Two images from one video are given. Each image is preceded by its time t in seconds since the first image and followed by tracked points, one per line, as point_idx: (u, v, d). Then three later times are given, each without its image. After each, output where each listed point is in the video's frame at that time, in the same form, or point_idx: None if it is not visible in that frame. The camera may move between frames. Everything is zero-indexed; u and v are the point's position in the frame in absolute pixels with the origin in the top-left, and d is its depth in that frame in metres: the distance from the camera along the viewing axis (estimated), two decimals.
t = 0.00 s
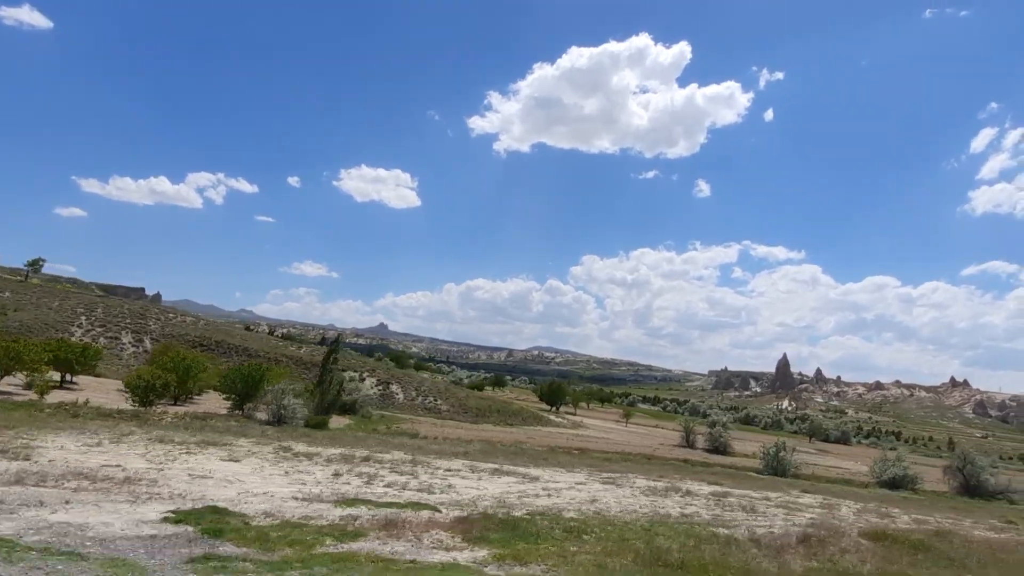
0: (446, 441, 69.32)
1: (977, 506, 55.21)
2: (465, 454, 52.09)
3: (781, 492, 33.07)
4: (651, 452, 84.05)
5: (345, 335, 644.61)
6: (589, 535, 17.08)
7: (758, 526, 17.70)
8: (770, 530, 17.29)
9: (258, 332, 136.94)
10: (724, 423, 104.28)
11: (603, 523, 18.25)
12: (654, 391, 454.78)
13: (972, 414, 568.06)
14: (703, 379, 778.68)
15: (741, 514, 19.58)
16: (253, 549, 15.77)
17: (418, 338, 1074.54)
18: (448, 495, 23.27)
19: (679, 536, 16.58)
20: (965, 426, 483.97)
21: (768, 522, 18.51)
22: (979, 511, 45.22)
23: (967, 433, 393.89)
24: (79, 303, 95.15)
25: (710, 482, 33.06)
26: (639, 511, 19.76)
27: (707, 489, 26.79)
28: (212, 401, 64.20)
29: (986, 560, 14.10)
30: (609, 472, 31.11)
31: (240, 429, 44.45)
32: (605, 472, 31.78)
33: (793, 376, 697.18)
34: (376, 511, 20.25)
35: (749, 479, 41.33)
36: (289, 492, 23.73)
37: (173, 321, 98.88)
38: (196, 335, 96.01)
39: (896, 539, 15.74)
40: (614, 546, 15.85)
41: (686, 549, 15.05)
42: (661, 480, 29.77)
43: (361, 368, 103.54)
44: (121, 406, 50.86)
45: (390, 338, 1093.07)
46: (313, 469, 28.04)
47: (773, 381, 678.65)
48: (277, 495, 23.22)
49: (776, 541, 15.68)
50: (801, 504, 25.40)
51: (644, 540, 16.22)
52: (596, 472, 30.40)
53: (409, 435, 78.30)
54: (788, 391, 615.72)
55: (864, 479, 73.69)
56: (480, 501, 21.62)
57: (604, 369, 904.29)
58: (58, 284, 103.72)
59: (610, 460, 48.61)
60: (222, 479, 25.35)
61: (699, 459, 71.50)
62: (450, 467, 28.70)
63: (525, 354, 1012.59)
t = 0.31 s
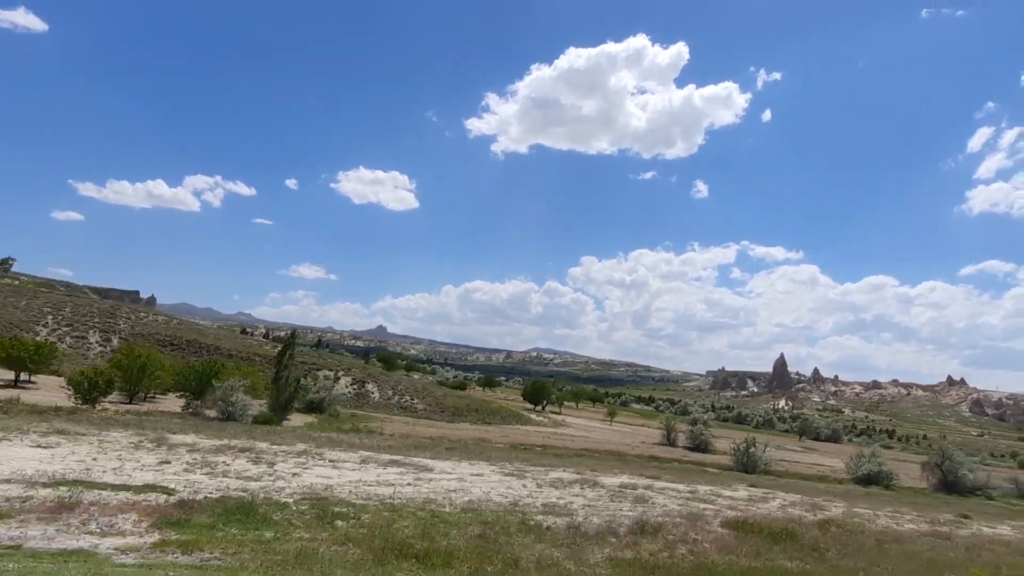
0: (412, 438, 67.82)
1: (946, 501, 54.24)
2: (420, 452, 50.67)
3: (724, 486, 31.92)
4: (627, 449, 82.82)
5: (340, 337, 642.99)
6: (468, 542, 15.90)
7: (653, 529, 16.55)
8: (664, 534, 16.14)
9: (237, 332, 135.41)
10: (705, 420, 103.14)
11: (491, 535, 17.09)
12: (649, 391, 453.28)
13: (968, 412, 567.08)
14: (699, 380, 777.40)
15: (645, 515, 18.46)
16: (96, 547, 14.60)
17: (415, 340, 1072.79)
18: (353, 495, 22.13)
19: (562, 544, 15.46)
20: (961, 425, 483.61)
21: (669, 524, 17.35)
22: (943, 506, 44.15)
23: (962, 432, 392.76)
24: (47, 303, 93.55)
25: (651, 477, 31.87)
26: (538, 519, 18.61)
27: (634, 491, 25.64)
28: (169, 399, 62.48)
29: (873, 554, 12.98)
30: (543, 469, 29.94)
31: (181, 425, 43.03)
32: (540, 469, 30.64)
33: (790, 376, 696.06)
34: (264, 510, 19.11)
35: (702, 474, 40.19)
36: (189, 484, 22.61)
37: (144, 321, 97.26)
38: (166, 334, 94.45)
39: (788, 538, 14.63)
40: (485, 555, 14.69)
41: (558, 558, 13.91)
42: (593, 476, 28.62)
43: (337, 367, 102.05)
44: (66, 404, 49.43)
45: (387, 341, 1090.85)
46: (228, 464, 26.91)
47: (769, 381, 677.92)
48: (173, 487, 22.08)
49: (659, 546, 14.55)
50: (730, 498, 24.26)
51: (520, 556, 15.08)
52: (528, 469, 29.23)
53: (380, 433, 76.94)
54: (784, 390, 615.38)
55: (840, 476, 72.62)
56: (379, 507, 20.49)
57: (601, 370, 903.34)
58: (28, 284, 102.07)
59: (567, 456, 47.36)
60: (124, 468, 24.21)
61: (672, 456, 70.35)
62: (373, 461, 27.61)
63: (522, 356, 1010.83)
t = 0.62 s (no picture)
0: (381, 437, 66.54)
1: (919, 492, 53.19)
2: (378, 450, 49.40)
3: (668, 478, 30.76)
4: (606, 446, 81.63)
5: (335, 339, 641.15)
6: (323, 531, 14.64)
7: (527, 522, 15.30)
8: (532, 527, 14.90)
9: (217, 334, 134.47)
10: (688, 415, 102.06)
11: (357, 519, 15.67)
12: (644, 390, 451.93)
13: (965, 406, 567.05)
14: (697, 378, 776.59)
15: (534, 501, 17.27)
16: None
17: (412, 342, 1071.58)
18: (243, 483, 20.87)
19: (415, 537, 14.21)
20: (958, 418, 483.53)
21: (549, 511, 16.13)
22: (909, 497, 43.06)
23: (958, 425, 392.21)
24: (17, 306, 92.33)
25: (591, 469, 30.72)
26: (422, 507, 17.45)
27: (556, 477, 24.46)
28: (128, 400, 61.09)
29: (732, 540, 11.78)
30: (473, 460, 28.73)
31: (123, 424, 41.76)
32: (472, 459, 29.44)
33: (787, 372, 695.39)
34: (135, 497, 17.99)
35: (656, 468, 39.06)
36: (83, 468, 21.41)
37: (117, 323, 96.04)
38: (139, 337, 93.18)
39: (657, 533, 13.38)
40: (330, 541, 13.56)
41: (396, 550, 12.75)
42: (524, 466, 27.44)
43: (314, 367, 100.69)
44: (13, 406, 48.09)
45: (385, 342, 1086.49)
46: (140, 446, 25.92)
47: (766, 378, 677.13)
48: (56, 470, 20.92)
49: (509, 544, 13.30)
50: (653, 489, 23.02)
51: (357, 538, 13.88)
52: (454, 461, 28.10)
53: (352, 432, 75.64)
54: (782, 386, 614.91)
55: (818, 469, 71.63)
56: (264, 494, 19.29)
57: (599, 369, 902.40)
58: None
59: (525, 452, 46.11)
60: (16, 453, 23.10)
61: (646, 452, 69.20)
62: (293, 450, 26.41)
63: (519, 357, 1008.96)
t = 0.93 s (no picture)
0: (351, 436, 65.27)
1: (893, 486, 52.21)
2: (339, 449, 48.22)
3: (613, 472, 29.73)
4: (586, 443, 80.55)
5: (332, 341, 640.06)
6: (170, 534, 13.70)
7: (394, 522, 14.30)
8: (397, 526, 13.86)
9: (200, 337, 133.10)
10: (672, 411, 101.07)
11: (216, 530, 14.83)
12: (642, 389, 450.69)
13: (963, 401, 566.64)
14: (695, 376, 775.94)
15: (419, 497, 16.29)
16: None
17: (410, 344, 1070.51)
18: (137, 485, 19.87)
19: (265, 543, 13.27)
20: (955, 413, 483.63)
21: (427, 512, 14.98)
22: (876, 490, 42.10)
23: (955, 420, 391.60)
24: None
25: (533, 463, 29.63)
26: (301, 508, 16.28)
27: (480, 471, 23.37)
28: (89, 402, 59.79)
29: (578, 532, 10.68)
30: (406, 455, 27.61)
31: (66, 424, 40.49)
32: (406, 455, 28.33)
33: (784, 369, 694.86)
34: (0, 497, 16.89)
35: (612, 464, 38.01)
36: None
37: (91, 325, 94.80)
38: (113, 338, 91.90)
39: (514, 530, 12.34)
40: (164, 546, 12.49)
41: (223, 556, 11.63)
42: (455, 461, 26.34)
43: (294, 368, 99.50)
44: None
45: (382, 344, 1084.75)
46: (50, 451, 24.82)
47: (764, 375, 676.40)
48: None
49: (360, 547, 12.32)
50: (579, 482, 21.93)
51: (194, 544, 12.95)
52: (385, 457, 27.01)
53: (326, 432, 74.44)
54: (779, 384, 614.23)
55: (798, 464, 70.57)
56: (148, 497, 18.29)
57: (597, 369, 900.20)
58: None
59: (485, 450, 45.00)
60: None
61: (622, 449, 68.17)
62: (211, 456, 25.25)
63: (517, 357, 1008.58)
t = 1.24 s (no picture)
0: (311, 435, 63.83)
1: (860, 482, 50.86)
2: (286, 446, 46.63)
3: (540, 468, 28.25)
4: (559, 442, 79.01)
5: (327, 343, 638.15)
6: None
7: (200, 523, 12.88)
8: (197, 527, 12.48)
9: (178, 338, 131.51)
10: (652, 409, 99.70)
11: None
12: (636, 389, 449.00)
13: (959, 399, 566.13)
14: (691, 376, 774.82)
15: (238, 497, 14.99)
16: None
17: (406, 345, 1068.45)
18: None
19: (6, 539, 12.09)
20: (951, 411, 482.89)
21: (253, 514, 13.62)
22: (833, 486, 40.78)
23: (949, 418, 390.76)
24: None
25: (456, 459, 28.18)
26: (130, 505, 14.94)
27: (374, 473, 22.11)
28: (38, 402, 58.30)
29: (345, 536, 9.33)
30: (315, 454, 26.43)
31: None
32: (317, 453, 27.13)
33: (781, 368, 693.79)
34: None
35: (556, 460, 36.55)
36: None
37: (59, 325, 93.30)
38: (80, 338, 90.37)
39: (300, 534, 10.95)
40: None
41: None
42: (361, 460, 25.04)
43: (266, 367, 97.98)
44: None
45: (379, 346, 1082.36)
46: None
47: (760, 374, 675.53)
48: None
49: (30, 546, 11.42)
50: (476, 479, 20.49)
51: None
52: (289, 456, 25.83)
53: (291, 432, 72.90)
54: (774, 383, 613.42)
55: (770, 460, 69.23)
56: None
57: (594, 369, 898.63)
58: None
59: (432, 448, 43.51)
60: None
61: (590, 447, 66.70)
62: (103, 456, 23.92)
63: (514, 358, 1006.59)
